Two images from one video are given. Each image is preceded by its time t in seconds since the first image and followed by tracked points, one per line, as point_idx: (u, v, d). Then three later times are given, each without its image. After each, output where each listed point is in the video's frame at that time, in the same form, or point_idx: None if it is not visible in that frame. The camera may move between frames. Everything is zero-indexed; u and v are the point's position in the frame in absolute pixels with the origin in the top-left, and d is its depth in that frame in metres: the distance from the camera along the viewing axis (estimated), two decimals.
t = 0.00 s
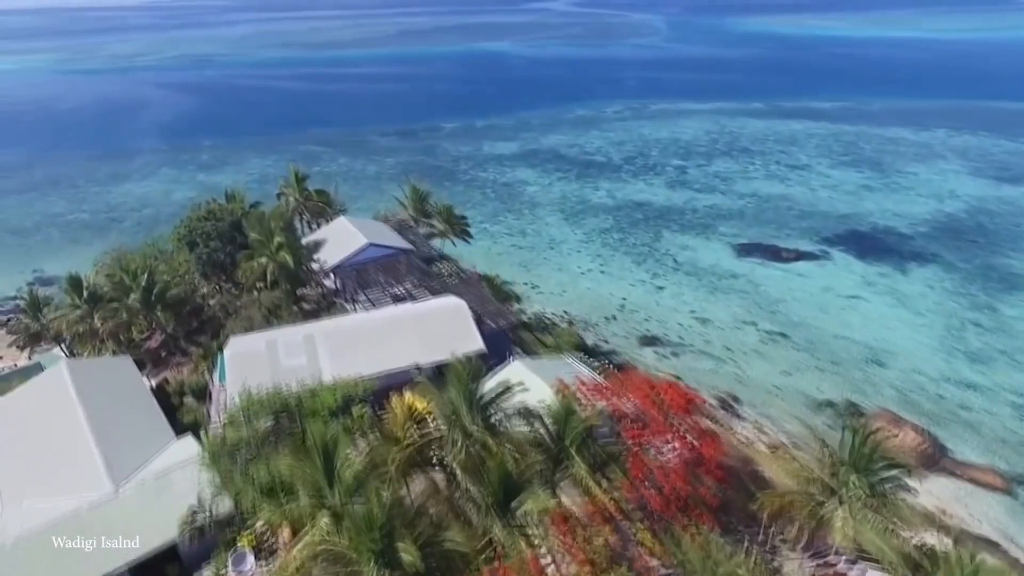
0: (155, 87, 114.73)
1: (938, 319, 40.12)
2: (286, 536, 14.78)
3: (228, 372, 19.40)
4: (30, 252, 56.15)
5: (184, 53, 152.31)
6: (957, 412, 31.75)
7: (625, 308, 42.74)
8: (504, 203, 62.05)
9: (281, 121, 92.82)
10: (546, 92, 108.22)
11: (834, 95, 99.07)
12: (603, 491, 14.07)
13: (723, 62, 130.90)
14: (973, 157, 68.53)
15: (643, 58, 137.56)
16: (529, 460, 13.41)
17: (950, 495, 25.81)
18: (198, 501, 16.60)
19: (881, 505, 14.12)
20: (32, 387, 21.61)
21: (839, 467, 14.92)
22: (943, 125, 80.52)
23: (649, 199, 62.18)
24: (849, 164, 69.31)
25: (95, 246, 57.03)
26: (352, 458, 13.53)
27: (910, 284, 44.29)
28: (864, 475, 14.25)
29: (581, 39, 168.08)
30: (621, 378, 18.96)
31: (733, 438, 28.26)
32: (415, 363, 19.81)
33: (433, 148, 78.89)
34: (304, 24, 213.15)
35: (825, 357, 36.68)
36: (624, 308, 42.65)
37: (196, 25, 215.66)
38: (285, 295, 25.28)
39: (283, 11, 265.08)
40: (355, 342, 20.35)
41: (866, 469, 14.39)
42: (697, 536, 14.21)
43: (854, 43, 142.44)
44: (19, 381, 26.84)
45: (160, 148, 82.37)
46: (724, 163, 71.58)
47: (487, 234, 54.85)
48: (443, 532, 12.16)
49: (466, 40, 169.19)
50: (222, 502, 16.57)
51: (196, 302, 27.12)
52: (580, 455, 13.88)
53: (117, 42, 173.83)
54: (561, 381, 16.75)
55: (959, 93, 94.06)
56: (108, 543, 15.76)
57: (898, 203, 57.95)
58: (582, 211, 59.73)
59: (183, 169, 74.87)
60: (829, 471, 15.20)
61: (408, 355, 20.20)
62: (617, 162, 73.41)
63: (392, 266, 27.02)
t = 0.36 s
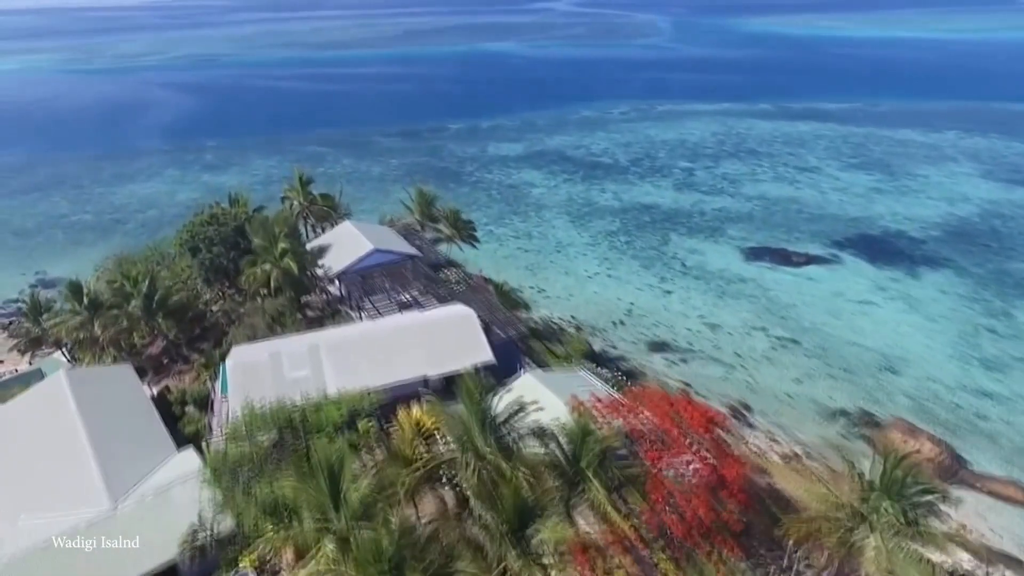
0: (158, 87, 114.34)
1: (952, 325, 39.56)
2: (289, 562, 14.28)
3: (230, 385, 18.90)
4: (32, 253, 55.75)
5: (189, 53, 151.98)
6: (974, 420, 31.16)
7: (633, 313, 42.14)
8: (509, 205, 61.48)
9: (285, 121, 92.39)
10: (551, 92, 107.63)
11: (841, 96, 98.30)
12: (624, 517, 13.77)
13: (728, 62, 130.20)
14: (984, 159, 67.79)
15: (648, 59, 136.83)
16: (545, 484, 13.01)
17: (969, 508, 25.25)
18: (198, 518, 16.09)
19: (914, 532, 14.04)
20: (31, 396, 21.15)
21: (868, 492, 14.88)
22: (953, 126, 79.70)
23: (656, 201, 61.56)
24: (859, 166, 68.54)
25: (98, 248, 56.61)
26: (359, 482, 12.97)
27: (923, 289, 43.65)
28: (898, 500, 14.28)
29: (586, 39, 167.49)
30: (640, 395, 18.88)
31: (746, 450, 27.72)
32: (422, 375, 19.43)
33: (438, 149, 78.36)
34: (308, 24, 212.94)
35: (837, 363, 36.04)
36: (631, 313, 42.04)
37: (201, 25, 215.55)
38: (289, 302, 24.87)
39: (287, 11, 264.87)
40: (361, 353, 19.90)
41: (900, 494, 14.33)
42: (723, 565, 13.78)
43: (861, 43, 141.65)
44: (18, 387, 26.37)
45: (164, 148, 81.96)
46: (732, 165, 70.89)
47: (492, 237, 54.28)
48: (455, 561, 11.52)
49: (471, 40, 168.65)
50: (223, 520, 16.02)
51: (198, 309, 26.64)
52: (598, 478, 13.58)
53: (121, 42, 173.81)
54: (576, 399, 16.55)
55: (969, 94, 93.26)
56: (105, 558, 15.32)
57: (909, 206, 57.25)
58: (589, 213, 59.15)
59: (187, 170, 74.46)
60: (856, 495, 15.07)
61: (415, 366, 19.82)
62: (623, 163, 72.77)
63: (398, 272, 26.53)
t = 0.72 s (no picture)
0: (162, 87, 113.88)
1: (969, 333, 38.82)
2: None
3: (231, 403, 18.21)
4: (34, 255, 55.22)
5: (193, 53, 151.48)
6: (995, 433, 30.45)
7: (642, 319, 41.40)
8: (515, 208, 60.80)
9: (289, 122, 91.82)
10: (557, 93, 106.89)
11: (849, 97, 97.41)
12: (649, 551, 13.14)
13: (734, 63, 129.29)
14: (997, 162, 66.91)
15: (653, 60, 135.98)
16: (565, 518, 12.38)
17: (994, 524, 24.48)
18: (198, 543, 15.38)
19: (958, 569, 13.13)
20: (33, 404, 20.61)
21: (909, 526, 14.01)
22: (964, 128, 78.78)
23: (664, 204, 60.78)
24: (869, 169, 67.68)
25: (101, 250, 56.03)
26: (367, 512, 12.28)
27: (939, 295, 42.90)
28: (940, 534, 13.41)
29: (590, 40, 166.67)
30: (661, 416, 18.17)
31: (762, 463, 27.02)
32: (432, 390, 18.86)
33: (443, 151, 77.72)
34: (311, 24, 212.54)
35: (852, 372, 35.31)
36: (641, 320, 41.30)
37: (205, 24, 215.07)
38: (293, 311, 24.27)
39: (290, 11, 264.60)
40: (367, 364, 19.26)
41: (944, 529, 13.42)
42: None
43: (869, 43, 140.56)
44: (15, 396, 25.74)
45: (167, 149, 81.40)
46: (740, 167, 70.09)
47: (498, 240, 53.59)
48: None
49: (475, 40, 167.91)
50: (225, 544, 15.30)
51: (201, 317, 25.95)
52: (620, 510, 12.95)
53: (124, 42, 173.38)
54: (596, 420, 15.98)
55: (978, 95, 92.27)
56: None
57: (921, 210, 56.44)
58: (596, 217, 58.40)
59: (191, 171, 73.96)
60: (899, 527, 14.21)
61: (425, 381, 19.19)
62: (630, 165, 72.00)
63: (405, 279, 25.81)
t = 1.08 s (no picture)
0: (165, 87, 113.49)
1: (982, 339, 38.18)
2: None
3: (234, 418, 17.75)
4: (35, 257, 54.77)
5: (196, 53, 151.07)
6: (1012, 442, 29.84)
7: (650, 324, 40.78)
8: (520, 210, 60.26)
9: (292, 123, 91.38)
10: (561, 93, 106.30)
11: (856, 98, 96.68)
12: None
13: (739, 63, 128.61)
14: (1007, 164, 66.20)
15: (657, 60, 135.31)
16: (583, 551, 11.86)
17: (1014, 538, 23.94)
18: (198, 566, 14.86)
19: None
20: (36, 410, 20.14)
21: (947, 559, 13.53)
22: (973, 130, 78.03)
23: (671, 207, 60.17)
24: (877, 171, 67.00)
25: (103, 252, 55.60)
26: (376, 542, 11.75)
27: (951, 300, 42.28)
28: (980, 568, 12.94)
29: (594, 40, 166.01)
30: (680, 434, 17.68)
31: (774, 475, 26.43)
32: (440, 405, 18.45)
33: (447, 152, 77.16)
34: (313, 24, 211.80)
35: (864, 379, 34.69)
36: (648, 325, 40.69)
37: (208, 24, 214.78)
38: (297, 319, 23.80)
39: (293, 11, 264.27)
40: (373, 378, 18.81)
41: (983, 563, 12.95)
42: None
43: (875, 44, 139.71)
44: (12, 404, 25.19)
45: (169, 150, 80.96)
46: (747, 168, 69.46)
47: (503, 243, 53.06)
48: None
49: (478, 40, 167.30)
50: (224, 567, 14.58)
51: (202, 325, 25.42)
52: (641, 539, 12.43)
53: (126, 42, 173.06)
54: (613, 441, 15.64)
55: (987, 96, 91.48)
56: None
57: (931, 213, 55.77)
58: (601, 219, 57.80)
59: (194, 172, 73.56)
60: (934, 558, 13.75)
61: (432, 395, 18.77)
62: (636, 167, 71.36)
63: (411, 286, 25.27)
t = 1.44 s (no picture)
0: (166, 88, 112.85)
1: (996, 346, 37.51)
2: None
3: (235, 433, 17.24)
4: (35, 260, 54.25)
5: (198, 53, 150.61)
6: None
7: (657, 330, 40.16)
8: (524, 212, 59.64)
9: (295, 124, 90.86)
10: (564, 94, 105.72)
11: (862, 99, 95.97)
12: None
13: (743, 64, 127.93)
14: (1016, 166, 65.49)
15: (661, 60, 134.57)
16: None
17: None
18: None
19: None
20: (33, 420, 19.56)
21: None
22: (981, 131, 77.30)
23: (677, 209, 59.50)
24: (885, 173, 66.30)
25: (104, 255, 55.10)
26: None
27: (962, 306, 41.63)
28: None
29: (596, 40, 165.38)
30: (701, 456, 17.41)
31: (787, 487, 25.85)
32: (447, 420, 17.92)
33: (450, 153, 76.54)
34: (315, 23, 211.27)
35: (877, 387, 34.07)
36: (655, 331, 40.06)
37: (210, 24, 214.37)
38: (299, 328, 23.26)
39: (294, 10, 263.98)
40: (379, 392, 18.28)
41: None
42: None
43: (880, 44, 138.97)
44: (8, 413, 24.60)
45: (171, 151, 80.41)
46: (753, 170, 68.80)
47: (508, 246, 52.44)
48: None
49: (480, 40, 166.63)
50: None
51: (202, 333, 24.83)
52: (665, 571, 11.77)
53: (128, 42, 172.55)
54: (631, 465, 15.42)
55: (994, 97, 90.78)
56: None
57: (941, 216, 55.08)
58: (607, 222, 57.15)
59: (195, 173, 73.03)
60: None
61: (439, 409, 18.23)
62: (641, 169, 70.70)
63: (416, 294, 24.68)
